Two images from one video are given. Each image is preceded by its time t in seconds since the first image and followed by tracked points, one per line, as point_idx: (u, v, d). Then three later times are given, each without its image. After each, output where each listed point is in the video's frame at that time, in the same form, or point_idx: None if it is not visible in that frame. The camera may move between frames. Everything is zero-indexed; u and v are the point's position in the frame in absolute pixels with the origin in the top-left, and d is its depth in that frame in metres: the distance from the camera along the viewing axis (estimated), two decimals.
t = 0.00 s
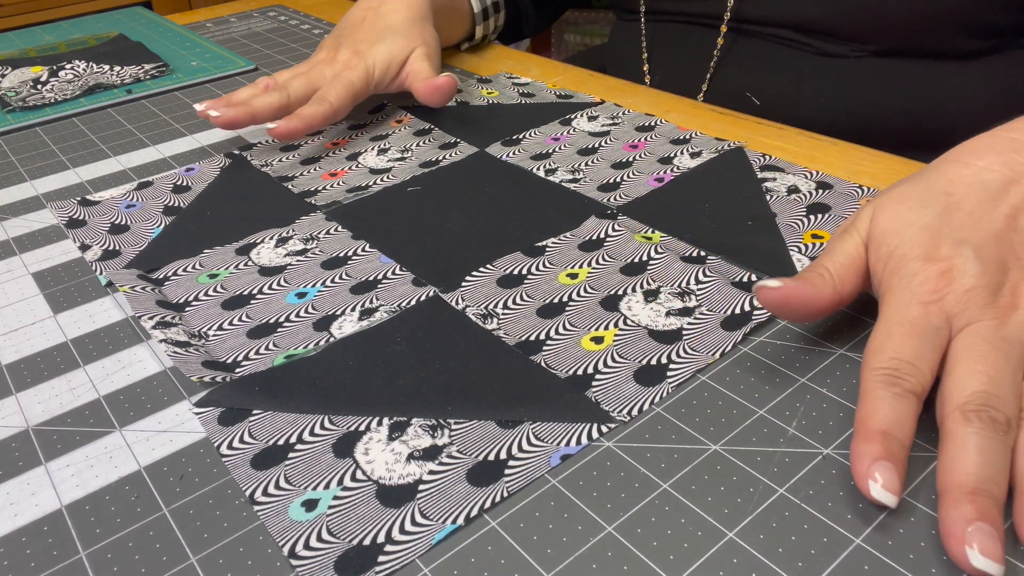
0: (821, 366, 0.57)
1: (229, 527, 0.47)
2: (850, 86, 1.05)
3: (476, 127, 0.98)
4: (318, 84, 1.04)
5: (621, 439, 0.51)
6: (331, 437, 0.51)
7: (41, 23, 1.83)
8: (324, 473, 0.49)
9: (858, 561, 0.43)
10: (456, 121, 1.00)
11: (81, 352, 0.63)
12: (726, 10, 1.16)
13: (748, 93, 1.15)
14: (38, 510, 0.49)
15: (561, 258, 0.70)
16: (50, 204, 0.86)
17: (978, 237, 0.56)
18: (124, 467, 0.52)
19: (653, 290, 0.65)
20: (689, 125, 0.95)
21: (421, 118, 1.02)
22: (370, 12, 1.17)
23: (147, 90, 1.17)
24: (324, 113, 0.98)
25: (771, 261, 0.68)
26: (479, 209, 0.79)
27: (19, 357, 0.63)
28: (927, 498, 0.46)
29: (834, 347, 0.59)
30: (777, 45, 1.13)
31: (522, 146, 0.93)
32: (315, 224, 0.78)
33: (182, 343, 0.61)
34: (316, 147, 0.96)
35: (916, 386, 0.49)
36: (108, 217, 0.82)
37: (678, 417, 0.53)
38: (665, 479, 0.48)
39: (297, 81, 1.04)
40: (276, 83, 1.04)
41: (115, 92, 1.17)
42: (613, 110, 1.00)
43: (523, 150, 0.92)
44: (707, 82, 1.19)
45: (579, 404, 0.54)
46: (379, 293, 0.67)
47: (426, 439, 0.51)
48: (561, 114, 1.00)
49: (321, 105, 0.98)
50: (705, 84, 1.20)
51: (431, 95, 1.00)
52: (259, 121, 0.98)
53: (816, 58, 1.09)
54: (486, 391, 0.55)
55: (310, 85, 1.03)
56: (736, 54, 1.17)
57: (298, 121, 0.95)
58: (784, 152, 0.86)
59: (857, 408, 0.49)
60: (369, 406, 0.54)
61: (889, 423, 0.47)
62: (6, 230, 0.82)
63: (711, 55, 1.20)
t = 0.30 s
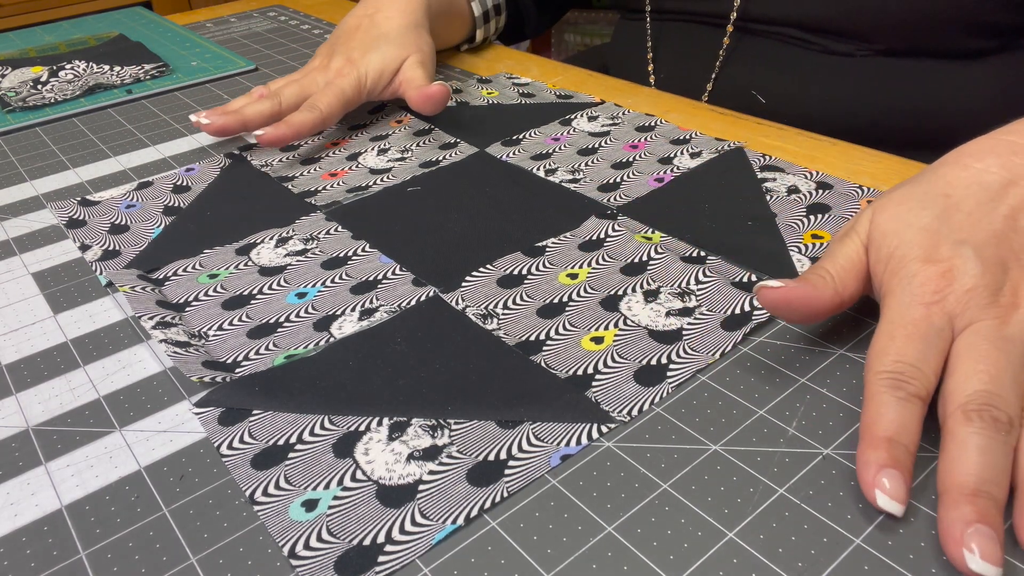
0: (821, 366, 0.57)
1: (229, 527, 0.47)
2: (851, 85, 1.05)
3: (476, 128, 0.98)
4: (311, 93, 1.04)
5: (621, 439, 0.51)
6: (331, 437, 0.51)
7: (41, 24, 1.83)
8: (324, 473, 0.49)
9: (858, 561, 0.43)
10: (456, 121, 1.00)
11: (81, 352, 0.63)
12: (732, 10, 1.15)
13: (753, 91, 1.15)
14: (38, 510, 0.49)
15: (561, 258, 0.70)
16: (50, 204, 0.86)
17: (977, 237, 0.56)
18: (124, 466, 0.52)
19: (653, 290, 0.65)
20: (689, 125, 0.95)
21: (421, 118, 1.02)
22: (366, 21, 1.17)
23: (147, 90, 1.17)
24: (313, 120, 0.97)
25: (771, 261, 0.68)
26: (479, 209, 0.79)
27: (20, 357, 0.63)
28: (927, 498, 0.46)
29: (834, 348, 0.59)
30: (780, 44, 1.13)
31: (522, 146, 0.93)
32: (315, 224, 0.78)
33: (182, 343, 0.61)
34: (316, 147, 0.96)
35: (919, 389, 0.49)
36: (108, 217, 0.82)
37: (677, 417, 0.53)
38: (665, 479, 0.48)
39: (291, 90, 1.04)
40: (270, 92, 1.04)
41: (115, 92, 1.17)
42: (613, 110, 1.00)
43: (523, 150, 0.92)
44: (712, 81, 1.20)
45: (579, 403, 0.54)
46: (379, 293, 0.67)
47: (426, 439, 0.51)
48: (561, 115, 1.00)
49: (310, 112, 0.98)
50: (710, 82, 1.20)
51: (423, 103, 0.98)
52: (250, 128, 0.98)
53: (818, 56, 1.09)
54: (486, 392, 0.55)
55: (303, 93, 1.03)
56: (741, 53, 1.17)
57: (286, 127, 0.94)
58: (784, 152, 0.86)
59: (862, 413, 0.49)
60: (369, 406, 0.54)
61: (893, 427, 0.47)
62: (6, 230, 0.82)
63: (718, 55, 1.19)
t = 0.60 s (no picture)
0: (821, 366, 0.57)
1: (229, 527, 0.47)
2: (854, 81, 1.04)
3: (476, 127, 0.98)
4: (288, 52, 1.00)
5: (621, 439, 0.51)
6: (331, 437, 0.51)
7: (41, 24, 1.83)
8: (324, 473, 0.49)
9: (858, 561, 0.43)
10: (456, 122, 1.00)
11: (81, 352, 0.63)
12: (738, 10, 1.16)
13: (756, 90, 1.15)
14: (38, 510, 0.49)
15: (561, 258, 0.70)
16: (50, 204, 0.86)
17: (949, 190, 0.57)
18: (124, 466, 0.52)
19: (653, 290, 0.65)
20: (689, 124, 0.95)
21: (422, 118, 1.02)
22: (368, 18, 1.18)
23: (147, 90, 1.17)
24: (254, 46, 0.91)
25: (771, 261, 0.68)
26: (479, 208, 0.79)
27: (20, 357, 0.63)
28: (927, 498, 0.46)
29: (834, 347, 0.59)
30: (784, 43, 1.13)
31: (522, 146, 0.93)
32: (315, 224, 0.78)
33: (182, 343, 0.61)
34: (316, 147, 0.96)
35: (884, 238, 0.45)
36: (108, 217, 0.82)
37: (677, 417, 0.53)
38: (665, 479, 0.48)
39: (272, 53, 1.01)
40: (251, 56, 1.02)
41: (115, 92, 1.17)
42: (613, 110, 1.00)
43: (523, 150, 0.92)
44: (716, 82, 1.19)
45: (579, 404, 0.54)
46: (379, 293, 0.67)
47: (426, 439, 0.51)
48: (562, 114, 1.00)
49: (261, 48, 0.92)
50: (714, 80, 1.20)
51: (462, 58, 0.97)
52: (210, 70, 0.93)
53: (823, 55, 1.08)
54: (486, 392, 0.55)
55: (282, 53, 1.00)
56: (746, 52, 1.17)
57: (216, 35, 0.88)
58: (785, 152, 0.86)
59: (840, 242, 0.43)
60: (370, 406, 0.54)
61: (930, 220, 0.36)
62: (6, 230, 0.82)
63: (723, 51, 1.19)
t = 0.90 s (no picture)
0: (821, 366, 0.57)
1: (229, 527, 0.47)
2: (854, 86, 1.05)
3: (476, 127, 0.98)
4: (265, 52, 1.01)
5: (620, 440, 0.51)
6: (331, 437, 0.51)
7: (40, 24, 1.83)
8: (324, 473, 0.49)
9: (858, 561, 0.43)
10: (456, 121, 1.00)
11: (81, 352, 0.63)
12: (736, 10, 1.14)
13: (756, 90, 1.16)
14: (38, 510, 0.49)
15: (561, 258, 0.70)
16: (50, 204, 0.86)
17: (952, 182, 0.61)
18: (124, 467, 0.52)
19: (653, 290, 0.65)
20: (689, 125, 0.95)
21: (421, 118, 1.02)
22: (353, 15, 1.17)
23: (147, 90, 1.17)
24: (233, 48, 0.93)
25: (771, 261, 0.68)
26: (479, 208, 0.79)
27: (20, 357, 0.63)
28: (927, 499, 0.46)
29: (834, 347, 0.59)
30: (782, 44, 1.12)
31: (522, 146, 0.93)
32: (315, 224, 0.78)
33: (182, 343, 0.61)
34: (316, 147, 0.96)
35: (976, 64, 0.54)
36: (108, 217, 0.82)
37: (677, 417, 0.53)
38: (665, 479, 0.48)
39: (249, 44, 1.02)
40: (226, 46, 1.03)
41: (115, 92, 1.17)
42: (613, 110, 1.00)
43: (523, 150, 0.92)
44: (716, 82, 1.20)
45: (579, 404, 0.54)
46: (379, 293, 0.67)
47: (426, 439, 0.51)
48: (562, 114, 1.00)
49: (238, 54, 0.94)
50: (715, 80, 1.20)
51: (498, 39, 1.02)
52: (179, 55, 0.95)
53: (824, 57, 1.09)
54: (486, 391, 0.55)
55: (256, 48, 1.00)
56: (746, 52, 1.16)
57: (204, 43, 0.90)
58: (785, 152, 0.86)
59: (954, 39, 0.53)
60: (370, 406, 0.54)
61: None
62: (6, 230, 0.82)
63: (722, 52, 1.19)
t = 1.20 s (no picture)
0: (821, 366, 0.57)
1: (229, 527, 0.47)
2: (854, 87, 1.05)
3: (476, 127, 0.98)
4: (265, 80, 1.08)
5: (620, 440, 0.51)
6: (331, 437, 0.51)
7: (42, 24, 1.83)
8: (324, 473, 0.49)
9: (858, 561, 0.43)
10: (456, 121, 1.00)
11: (81, 352, 0.63)
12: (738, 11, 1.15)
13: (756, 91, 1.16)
14: (38, 510, 0.49)
15: (561, 258, 0.70)
16: (50, 204, 0.86)
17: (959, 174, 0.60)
18: (124, 467, 0.52)
19: (653, 290, 0.65)
20: (689, 125, 0.95)
21: (421, 118, 1.02)
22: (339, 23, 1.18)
23: (147, 90, 1.17)
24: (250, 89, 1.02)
25: (771, 261, 0.68)
26: (479, 208, 0.79)
27: (20, 357, 0.63)
28: (927, 499, 0.46)
29: (834, 348, 0.59)
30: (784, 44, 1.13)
31: (522, 146, 0.93)
32: (315, 224, 0.78)
33: (182, 343, 0.61)
34: (316, 147, 0.96)
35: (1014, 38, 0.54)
36: (108, 217, 0.82)
37: (677, 417, 0.53)
38: (665, 479, 0.48)
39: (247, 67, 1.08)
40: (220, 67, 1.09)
41: (115, 92, 1.17)
42: (613, 110, 1.00)
43: (523, 150, 0.92)
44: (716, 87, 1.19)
45: (579, 404, 0.54)
46: (379, 293, 0.67)
47: (426, 439, 0.51)
48: (561, 115, 1.00)
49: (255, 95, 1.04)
50: (715, 81, 1.20)
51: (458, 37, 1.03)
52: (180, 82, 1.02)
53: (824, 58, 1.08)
54: (486, 392, 0.55)
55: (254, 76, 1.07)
56: (747, 54, 1.16)
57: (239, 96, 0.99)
58: (785, 152, 0.86)
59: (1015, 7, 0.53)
60: (369, 406, 0.54)
61: None
62: (6, 230, 0.82)
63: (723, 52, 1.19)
